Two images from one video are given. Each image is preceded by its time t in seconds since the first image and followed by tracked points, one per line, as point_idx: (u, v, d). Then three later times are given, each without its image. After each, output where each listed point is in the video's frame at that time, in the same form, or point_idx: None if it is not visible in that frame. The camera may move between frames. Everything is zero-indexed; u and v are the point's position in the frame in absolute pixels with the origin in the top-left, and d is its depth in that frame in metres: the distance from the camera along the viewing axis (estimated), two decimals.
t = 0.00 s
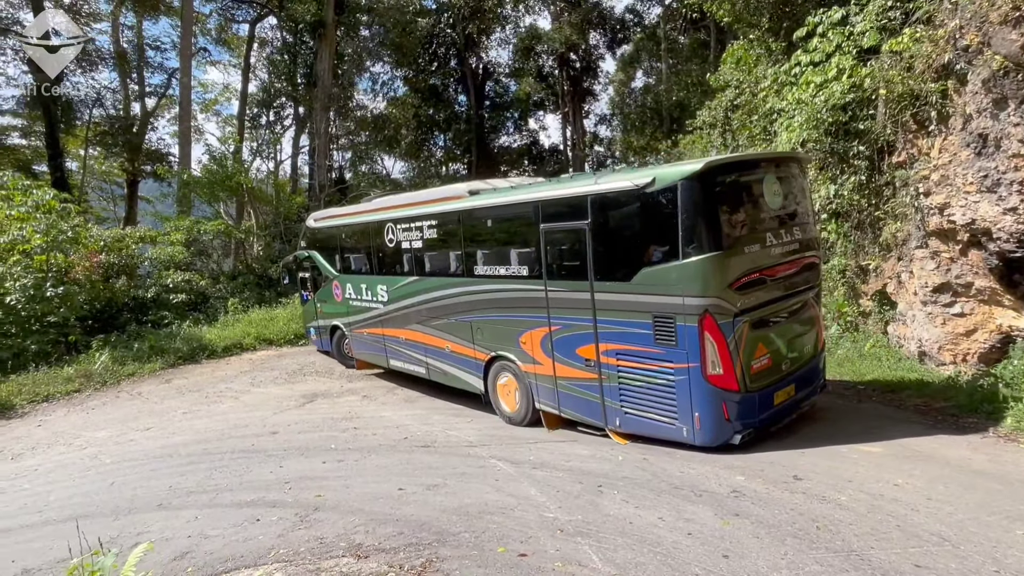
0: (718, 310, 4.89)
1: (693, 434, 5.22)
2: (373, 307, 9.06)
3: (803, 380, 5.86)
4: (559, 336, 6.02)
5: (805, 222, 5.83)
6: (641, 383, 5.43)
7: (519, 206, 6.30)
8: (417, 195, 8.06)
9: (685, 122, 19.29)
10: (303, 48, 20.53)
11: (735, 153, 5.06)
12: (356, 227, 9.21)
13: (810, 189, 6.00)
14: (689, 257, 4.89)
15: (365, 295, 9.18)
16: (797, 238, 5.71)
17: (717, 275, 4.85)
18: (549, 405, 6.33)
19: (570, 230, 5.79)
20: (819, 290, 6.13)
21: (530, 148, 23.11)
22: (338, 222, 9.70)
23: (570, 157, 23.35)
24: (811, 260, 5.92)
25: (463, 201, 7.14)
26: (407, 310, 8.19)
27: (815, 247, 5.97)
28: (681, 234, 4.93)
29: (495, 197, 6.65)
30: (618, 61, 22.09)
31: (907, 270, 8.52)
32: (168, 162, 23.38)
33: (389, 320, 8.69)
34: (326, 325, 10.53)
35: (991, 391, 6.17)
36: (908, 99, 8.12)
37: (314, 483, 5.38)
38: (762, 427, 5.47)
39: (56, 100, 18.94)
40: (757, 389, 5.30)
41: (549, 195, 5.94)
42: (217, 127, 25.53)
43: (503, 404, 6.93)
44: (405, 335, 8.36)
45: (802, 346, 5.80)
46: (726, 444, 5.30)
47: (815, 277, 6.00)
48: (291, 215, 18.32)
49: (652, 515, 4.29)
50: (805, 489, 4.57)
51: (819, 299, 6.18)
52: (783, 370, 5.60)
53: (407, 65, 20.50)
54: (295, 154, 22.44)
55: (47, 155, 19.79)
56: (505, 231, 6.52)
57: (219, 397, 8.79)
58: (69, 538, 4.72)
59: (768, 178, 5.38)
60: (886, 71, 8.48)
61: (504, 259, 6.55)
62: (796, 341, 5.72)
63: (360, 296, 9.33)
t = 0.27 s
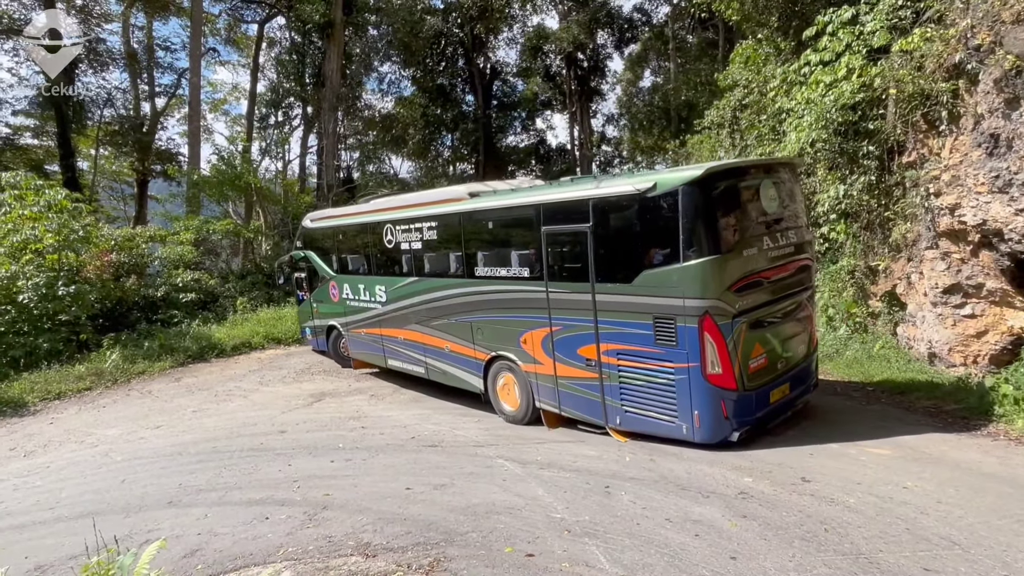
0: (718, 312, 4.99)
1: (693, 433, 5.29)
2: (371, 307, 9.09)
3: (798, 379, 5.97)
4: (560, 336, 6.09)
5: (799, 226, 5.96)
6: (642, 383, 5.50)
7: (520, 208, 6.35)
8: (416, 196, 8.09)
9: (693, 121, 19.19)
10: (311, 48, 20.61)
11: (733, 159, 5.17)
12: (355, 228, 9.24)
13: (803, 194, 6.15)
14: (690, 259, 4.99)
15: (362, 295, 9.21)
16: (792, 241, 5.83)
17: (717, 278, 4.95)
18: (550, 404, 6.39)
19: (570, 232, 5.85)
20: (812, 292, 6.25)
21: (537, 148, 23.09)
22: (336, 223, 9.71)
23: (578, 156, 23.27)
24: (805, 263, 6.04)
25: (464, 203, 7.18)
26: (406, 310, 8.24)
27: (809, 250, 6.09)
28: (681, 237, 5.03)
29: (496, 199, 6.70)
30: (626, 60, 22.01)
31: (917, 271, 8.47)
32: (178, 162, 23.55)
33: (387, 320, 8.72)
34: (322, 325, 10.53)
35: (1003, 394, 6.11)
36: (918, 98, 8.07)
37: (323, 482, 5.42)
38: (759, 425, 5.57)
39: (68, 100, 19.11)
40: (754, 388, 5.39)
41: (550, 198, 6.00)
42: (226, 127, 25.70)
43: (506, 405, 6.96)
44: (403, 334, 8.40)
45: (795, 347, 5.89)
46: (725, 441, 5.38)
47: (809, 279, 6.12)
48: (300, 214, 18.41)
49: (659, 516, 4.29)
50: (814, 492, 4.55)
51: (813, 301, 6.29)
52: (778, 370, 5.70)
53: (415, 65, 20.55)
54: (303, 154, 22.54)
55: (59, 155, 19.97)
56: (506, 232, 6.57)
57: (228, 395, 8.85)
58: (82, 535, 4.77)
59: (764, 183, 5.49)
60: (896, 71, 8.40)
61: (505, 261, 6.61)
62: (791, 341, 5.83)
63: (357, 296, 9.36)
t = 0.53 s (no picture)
0: (716, 312, 5.07)
1: (691, 430, 5.37)
2: (367, 305, 9.12)
3: (791, 378, 6.07)
4: (559, 335, 6.16)
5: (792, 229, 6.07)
6: (640, 381, 5.57)
7: (520, 208, 6.40)
8: (415, 195, 8.10)
9: (699, 119, 19.11)
10: (317, 47, 20.66)
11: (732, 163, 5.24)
12: (352, 226, 9.24)
13: (796, 197, 6.26)
14: (689, 261, 5.05)
15: (359, 293, 9.23)
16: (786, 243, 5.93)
17: (715, 279, 5.03)
18: (548, 402, 6.46)
19: (571, 233, 5.91)
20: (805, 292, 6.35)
21: (543, 147, 23.05)
22: (332, 221, 9.70)
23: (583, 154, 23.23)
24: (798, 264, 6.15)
25: (463, 203, 7.21)
26: (403, 309, 8.29)
27: (802, 252, 6.20)
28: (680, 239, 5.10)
29: (495, 199, 6.74)
30: (631, 58, 21.95)
31: (925, 270, 8.42)
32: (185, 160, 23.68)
33: (384, 319, 8.75)
34: (316, 323, 10.56)
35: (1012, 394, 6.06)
36: (926, 96, 8.01)
37: (327, 479, 5.44)
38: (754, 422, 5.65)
39: (76, 99, 19.24)
40: (750, 387, 5.47)
41: (550, 199, 6.06)
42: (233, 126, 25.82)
43: (507, 404, 7.01)
44: (400, 332, 8.44)
45: (788, 346, 5.97)
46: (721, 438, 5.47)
47: (802, 280, 6.22)
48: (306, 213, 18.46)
49: (664, 515, 4.29)
50: (819, 491, 4.54)
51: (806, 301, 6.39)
52: (772, 369, 5.79)
53: (420, 63, 20.56)
54: (309, 152, 22.61)
55: (67, 153, 20.11)
56: (507, 232, 6.61)
57: (235, 393, 8.90)
58: (90, 530, 4.81)
59: (759, 187, 5.60)
60: (904, 68, 8.31)
61: (504, 260, 6.68)
62: (785, 340, 5.93)
63: (353, 294, 9.38)
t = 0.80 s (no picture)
0: (712, 312, 5.18)
1: (686, 426, 5.49)
2: (361, 303, 9.12)
3: (781, 375, 6.21)
4: (556, 333, 6.23)
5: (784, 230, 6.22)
6: (637, 378, 5.67)
7: (518, 208, 6.46)
8: (411, 193, 8.12)
9: (704, 118, 19.06)
10: (322, 44, 20.68)
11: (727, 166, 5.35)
12: (346, 224, 9.24)
13: (786, 199, 6.41)
14: (686, 262, 5.16)
15: (352, 290, 9.24)
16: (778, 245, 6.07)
17: (711, 280, 5.14)
18: (544, 399, 6.55)
19: (569, 234, 5.99)
20: (794, 292, 6.50)
21: (547, 145, 23.03)
22: (325, 218, 9.67)
23: (587, 153, 23.19)
24: (789, 265, 6.30)
25: (460, 202, 7.25)
26: (398, 307, 8.32)
27: (792, 253, 6.36)
28: (677, 242, 5.20)
29: (493, 199, 6.79)
30: (636, 56, 21.91)
31: (931, 269, 8.37)
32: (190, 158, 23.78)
33: (378, 316, 8.76)
34: (309, 320, 10.57)
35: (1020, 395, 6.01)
36: (933, 94, 7.97)
37: (331, 477, 5.45)
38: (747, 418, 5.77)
39: (81, 97, 19.32)
40: (744, 384, 5.59)
41: (549, 200, 6.13)
42: (238, 124, 25.90)
43: (507, 401, 7.02)
44: (395, 330, 8.47)
45: (778, 345, 6.11)
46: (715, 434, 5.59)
47: (791, 280, 6.38)
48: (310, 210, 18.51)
49: (668, 515, 4.27)
50: (825, 491, 4.51)
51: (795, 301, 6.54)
52: (764, 366, 5.92)
53: (424, 61, 20.56)
54: (314, 150, 22.66)
55: (73, 151, 20.19)
56: (506, 231, 6.66)
57: (239, 390, 8.93)
58: (94, 526, 4.83)
59: (752, 191, 5.73)
60: (910, 66, 8.21)
61: (501, 259, 6.74)
62: (776, 339, 6.06)
63: (347, 291, 9.39)
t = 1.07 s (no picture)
0: (707, 310, 5.34)
1: (681, 422, 5.65)
2: (354, 301, 9.12)
3: (771, 372, 6.40)
4: (553, 332, 6.35)
5: (774, 232, 6.42)
6: (633, 375, 5.82)
7: (516, 209, 6.53)
8: (406, 192, 8.13)
9: (708, 116, 19.02)
10: (325, 43, 20.67)
11: (722, 170, 5.52)
12: (338, 223, 9.23)
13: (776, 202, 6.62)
14: (683, 262, 5.31)
15: (345, 289, 9.24)
16: (769, 247, 6.27)
17: (707, 279, 5.30)
18: (541, 395, 6.67)
19: (567, 234, 6.09)
20: (783, 292, 6.69)
21: (551, 143, 22.98)
22: (317, 216, 9.65)
23: (591, 151, 23.14)
24: (778, 266, 6.50)
25: (456, 203, 7.28)
26: (393, 306, 8.34)
27: (781, 254, 6.55)
28: (674, 243, 5.34)
29: (490, 200, 6.84)
30: (640, 54, 21.87)
31: (937, 268, 8.34)
32: (194, 156, 23.82)
33: (372, 316, 8.77)
34: (300, 318, 10.59)
35: None
36: (939, 92, 7.90)
37: (335, 475, 5.46)
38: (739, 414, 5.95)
39: (86, 95, 19.39)
40: (736, 381, 5.76)
41: (547, 202, 6.23)
42: (242, 123, 25.93)
43: (507, 396, 7.07)
44: (389, 328, 8.50)
45: (768, 343, 6.30)
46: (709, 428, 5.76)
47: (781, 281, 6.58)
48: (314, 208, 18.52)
49: (672, 514, 4.27)
50: (829, 491, 4.51)
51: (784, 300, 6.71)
52: (756, 364, 6.10)
53: (428, 59, 20.53)
54: (317, 148, 22.67)
55: (78, 149, 20.26)
56: (503, 231, 6.72)
57: (244, 387, 8.96)
58: (100, 523, 4.85)
59: (744, 194, 5.93)
60: (915, 64, 8.12)
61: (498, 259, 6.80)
62: (766, 338, 6.25)
63: (339, 290, 9.38)
